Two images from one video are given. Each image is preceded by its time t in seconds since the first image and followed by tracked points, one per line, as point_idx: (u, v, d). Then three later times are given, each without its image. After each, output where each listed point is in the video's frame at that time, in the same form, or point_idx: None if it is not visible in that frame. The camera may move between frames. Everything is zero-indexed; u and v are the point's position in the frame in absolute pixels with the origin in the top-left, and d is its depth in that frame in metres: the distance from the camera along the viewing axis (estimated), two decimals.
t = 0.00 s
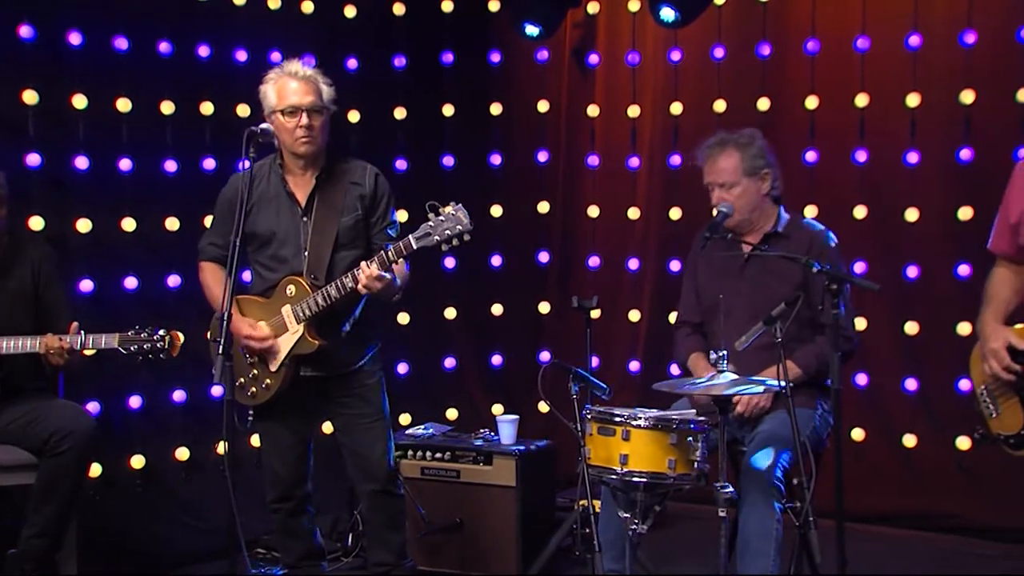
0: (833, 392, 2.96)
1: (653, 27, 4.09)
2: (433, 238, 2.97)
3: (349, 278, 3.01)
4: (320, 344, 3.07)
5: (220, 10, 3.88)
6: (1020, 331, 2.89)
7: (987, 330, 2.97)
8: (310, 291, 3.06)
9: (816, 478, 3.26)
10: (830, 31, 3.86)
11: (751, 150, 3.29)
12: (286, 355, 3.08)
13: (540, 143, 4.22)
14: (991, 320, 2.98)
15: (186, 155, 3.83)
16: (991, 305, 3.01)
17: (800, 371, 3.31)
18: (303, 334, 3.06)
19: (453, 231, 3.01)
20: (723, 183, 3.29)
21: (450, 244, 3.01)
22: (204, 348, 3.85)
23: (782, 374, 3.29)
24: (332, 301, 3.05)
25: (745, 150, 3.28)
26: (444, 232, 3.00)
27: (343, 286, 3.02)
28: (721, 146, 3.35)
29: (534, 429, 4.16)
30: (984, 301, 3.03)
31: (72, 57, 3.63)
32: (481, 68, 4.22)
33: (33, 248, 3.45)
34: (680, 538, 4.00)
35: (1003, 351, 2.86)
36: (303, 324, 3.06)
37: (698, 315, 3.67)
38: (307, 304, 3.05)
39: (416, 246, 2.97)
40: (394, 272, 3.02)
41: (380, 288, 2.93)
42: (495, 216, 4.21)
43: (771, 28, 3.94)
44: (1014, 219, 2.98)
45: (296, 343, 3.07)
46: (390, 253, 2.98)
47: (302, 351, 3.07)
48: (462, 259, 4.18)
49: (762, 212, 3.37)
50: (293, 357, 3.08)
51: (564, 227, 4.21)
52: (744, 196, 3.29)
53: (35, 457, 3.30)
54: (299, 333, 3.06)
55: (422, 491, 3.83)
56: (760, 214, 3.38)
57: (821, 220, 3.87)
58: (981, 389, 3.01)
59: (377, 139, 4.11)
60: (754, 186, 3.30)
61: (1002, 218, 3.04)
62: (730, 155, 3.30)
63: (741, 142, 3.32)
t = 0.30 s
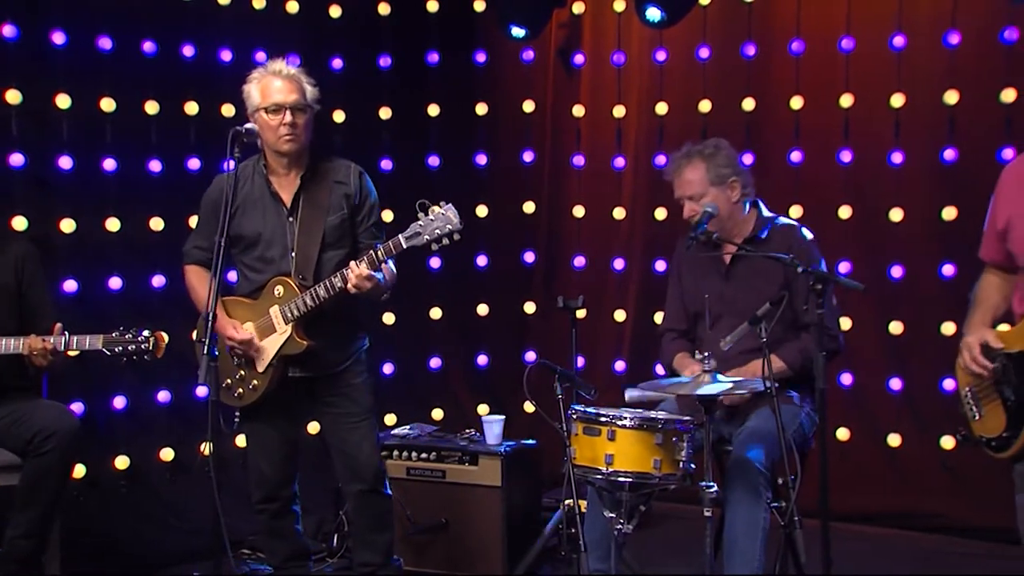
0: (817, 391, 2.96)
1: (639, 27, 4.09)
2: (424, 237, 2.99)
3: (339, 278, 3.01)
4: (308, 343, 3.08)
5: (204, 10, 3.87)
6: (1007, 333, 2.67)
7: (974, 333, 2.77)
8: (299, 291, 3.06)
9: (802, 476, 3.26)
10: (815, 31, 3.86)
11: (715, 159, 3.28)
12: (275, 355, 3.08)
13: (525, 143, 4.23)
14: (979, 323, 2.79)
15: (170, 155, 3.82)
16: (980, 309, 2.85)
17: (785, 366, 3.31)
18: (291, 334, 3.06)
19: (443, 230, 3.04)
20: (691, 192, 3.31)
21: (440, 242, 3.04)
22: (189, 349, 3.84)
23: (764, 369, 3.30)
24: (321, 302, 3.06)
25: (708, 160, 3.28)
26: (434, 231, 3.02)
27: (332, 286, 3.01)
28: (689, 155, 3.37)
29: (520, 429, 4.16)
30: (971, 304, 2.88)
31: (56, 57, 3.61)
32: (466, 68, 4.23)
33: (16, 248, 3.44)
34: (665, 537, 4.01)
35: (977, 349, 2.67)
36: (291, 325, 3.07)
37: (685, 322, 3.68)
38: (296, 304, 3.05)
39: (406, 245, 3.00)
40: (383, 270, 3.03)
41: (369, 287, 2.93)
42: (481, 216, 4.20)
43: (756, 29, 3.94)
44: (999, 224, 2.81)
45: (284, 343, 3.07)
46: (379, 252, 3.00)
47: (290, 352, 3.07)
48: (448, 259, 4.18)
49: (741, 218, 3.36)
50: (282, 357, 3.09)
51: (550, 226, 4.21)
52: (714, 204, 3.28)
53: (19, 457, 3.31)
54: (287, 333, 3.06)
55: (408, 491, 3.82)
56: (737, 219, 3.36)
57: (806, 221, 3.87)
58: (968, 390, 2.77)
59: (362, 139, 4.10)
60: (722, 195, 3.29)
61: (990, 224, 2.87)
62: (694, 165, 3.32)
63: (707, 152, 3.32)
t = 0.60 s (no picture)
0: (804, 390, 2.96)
1: (625, 27, 4.10)
2: (418, 234, 3.02)
3: (332, 275, 3.03)
4: (300, 342, 3.07)
5: (190, 10, 3.86)
6: (997, 331, 2.64)
7: (964, 331, 2.74)
8: (291, 289, 3.06)
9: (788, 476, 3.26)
10: (801, 31, 3.87)
11: (733, 144, 3.35)
12: (267, 354, 3.07)
13: (512, 143, 4.23)
14: (967, 321, 2.77)
15: (156, 155, 3.81)
16: (968, 309, 2.83)
17: (770, 370, 3.32)
18: (284, 333, 3.05)
19: (437, 227, 3.06)
20: (700, 171, 3.34)
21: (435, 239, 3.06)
22: (176, 349, 3.83)
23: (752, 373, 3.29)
24: (313, 300, 3.07)
25: (727, 143, 3.35)
26: (429, 228, 3.05)
27: (326, 282, 3.03)
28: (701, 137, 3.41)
29: (506, 429, 4.16)
30: (959, 304, 2.86)
31: (40, 56, 3.59)
32: (452, 68, 4.23)
33: None
34: (653, 536, 4.01)
35: (977, 349, 2.61)
36: (284, 323, 3.06)
37: (669, 314, 3.68)
38: (288, 303, 3.05)
39: (400, 242, 3.02)
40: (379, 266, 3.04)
41: (366, 283, 2.93)
42: (467, 216, 4.21)
43: (742, 29, 3.95)
44: (983, 224, 2.78)
45: (276, 342, 3.06)
46: (374, 249, 3.02)
47: (283, 350, 3.06)
48: (434, 258, 4.19)
49: (731, 211, 3.41)
50: (274, 356, 3.07)
51: (536, 226, 4.21)
52: (715, 188, 3.33)
53: (3, 459, 3.27)
54: (280, 332, 3.05)
55: (394, 492, 3.81)
56: (730, 212, 3.42)
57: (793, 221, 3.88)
58: (959, 389, 2.75)
59: (348, 138, 4.09)
60: (727, 181, 3.35)
61: (973, 223, 2.85)
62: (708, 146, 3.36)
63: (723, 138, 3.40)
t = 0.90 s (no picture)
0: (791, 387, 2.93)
1: (612, 27, 4.10)
2: (416, 237, 3.01)
3: (328, 277, 3.03)
4: (295, 343, 3.07)
5: (175, 9, 3.85)
6: (981, 328, 2.63)
7: (947, 327, 2.74)
8: (287, 290, 3.05)
9: (775, 476, 3.27)
10: (787, 32, 3.88)
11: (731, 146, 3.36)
12: (261, 355, 3.07)
13: (498, 143, 4.23)
14: (950, 317, 2.77)
15: (142, 154, 3.80)
16: (951, 304, 2.82)
17: (759, 362, 3.34)
18: (278, 334, 3.05)
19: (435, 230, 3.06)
20: (698, 170, 3.33)
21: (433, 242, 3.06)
22: (162, 350, 3.82)
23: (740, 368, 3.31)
24: (309, 302, 3.06)
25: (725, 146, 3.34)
26: (425, 230, 3.04)
27: (323, 284, 3.03)
28: (698, 135, 3.39)
29: (493, 429, 4.16)
30: (943, 299, 2.85)
31: (25, 55, 3.58)
32: (439, 68, 4.23)
33: None
34: (641, 536, 4.02)
35: (960, 345, 2.61)
36: (279, 324, 3.05)
37: (652, 306, 3.68)
38: (283, 304, 3.04)
39: (399, 245, 3.01)
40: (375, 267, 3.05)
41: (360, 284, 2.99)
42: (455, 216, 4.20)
43: (729, 30, 3.96)
44: (968, 221, 2.79)
45: (271, 343, 3.05)
46: (370, 251, 3.00)
47: (277, 351, 3.05)
48: (421, 260, 4.19)
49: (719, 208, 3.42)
50: (267, 357, 3.07)
51: (523, 226, 4.21)
52: (710, 189, 3.33)
53: None
54: (274, 334, 3.05)
55: (382, 493, 3.80)
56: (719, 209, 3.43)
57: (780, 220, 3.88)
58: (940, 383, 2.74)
59: (335, 138, 4.09)
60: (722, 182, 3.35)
61: (958, 219, 2.85)
62: (707, 145, 3.35)
63: (720, 140, 3.38)
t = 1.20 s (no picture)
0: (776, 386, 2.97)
1: (598, 27, 4.10)
2: (415, 237, 3.02)
3: (326, 277, 3.03)
4: (292, 343, 3.07)
5: (160, 8, 3.84)
6: (966, 331, 2.59)
7: (929, 329, 2.69)
8: (285, 290, 3.06)
9: (760, 476, 3.27)
10: (772, 32, 3.89)
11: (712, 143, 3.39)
12: (258, 354, 3.07)
13: (484, 143, 4.23)
14: (935, 321, 2.70)
15: (127, 154, 3.79)
16: (934, 307, 2.75)
17: (742, 366, 3.36)
18: (275, 334, 3.05)
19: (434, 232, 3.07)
20: (681, 164, 3.35)
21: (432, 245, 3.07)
22: (146, 350, 3.81)
23: (724, 370, 3.33)
24: (306, 301, 3.07)
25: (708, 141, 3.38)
26: (426, 232, 3.05)
27: (321, 283, 3.03)
28: (683, 132, 3.41)
29: (479, 429, 4.16)
30: (925, 302, 2.78)
31: (9, 54, 3.56)
32: (424, 68, 4.23)
33: None
34: (626, 536, 4.02)
35: (941, 348, 2.57)
36: (277, 324, 3.06)
37: (635, 310, 3.68)
38: (281, 303, 3.04)
39: (397, 245, 3.01)
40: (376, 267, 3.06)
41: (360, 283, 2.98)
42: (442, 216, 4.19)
43: (714, 30, 3.96)
44: (954, 225, 2.68)
45: (268, 342, 3.06)
46: (370, 251, 3.01)
47: (274, 351, 3.06)
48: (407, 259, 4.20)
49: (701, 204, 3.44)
50: (264, 356, 3.08)
51: (509, 226, 4.21)
52: (693, 184, 3.35)
53: None
54: (272, 333, 3.05)
55: (368, 493, 3.80)
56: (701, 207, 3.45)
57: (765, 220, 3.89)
58: (921, 383, 2.69)
59: (321, 138, 4.09)
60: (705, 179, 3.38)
61: (943, 224, 2.74)
62: (691, 142, 3.38)
63: (703, 137, 3.41)
